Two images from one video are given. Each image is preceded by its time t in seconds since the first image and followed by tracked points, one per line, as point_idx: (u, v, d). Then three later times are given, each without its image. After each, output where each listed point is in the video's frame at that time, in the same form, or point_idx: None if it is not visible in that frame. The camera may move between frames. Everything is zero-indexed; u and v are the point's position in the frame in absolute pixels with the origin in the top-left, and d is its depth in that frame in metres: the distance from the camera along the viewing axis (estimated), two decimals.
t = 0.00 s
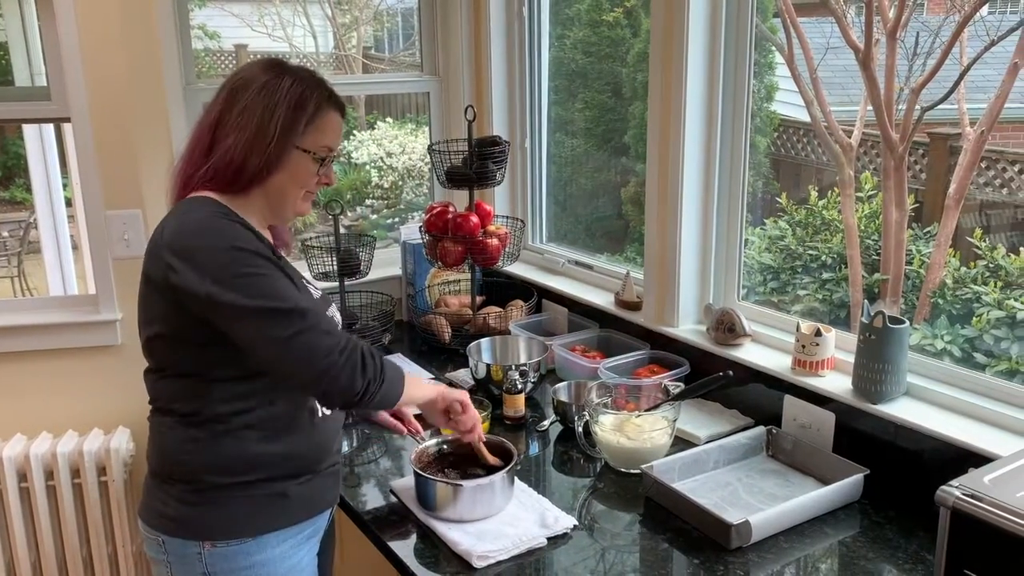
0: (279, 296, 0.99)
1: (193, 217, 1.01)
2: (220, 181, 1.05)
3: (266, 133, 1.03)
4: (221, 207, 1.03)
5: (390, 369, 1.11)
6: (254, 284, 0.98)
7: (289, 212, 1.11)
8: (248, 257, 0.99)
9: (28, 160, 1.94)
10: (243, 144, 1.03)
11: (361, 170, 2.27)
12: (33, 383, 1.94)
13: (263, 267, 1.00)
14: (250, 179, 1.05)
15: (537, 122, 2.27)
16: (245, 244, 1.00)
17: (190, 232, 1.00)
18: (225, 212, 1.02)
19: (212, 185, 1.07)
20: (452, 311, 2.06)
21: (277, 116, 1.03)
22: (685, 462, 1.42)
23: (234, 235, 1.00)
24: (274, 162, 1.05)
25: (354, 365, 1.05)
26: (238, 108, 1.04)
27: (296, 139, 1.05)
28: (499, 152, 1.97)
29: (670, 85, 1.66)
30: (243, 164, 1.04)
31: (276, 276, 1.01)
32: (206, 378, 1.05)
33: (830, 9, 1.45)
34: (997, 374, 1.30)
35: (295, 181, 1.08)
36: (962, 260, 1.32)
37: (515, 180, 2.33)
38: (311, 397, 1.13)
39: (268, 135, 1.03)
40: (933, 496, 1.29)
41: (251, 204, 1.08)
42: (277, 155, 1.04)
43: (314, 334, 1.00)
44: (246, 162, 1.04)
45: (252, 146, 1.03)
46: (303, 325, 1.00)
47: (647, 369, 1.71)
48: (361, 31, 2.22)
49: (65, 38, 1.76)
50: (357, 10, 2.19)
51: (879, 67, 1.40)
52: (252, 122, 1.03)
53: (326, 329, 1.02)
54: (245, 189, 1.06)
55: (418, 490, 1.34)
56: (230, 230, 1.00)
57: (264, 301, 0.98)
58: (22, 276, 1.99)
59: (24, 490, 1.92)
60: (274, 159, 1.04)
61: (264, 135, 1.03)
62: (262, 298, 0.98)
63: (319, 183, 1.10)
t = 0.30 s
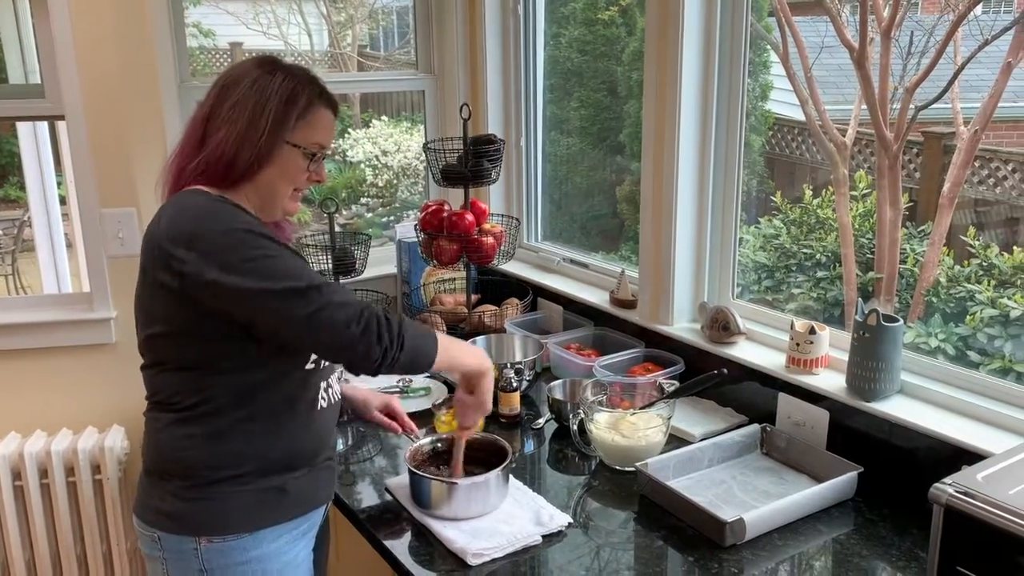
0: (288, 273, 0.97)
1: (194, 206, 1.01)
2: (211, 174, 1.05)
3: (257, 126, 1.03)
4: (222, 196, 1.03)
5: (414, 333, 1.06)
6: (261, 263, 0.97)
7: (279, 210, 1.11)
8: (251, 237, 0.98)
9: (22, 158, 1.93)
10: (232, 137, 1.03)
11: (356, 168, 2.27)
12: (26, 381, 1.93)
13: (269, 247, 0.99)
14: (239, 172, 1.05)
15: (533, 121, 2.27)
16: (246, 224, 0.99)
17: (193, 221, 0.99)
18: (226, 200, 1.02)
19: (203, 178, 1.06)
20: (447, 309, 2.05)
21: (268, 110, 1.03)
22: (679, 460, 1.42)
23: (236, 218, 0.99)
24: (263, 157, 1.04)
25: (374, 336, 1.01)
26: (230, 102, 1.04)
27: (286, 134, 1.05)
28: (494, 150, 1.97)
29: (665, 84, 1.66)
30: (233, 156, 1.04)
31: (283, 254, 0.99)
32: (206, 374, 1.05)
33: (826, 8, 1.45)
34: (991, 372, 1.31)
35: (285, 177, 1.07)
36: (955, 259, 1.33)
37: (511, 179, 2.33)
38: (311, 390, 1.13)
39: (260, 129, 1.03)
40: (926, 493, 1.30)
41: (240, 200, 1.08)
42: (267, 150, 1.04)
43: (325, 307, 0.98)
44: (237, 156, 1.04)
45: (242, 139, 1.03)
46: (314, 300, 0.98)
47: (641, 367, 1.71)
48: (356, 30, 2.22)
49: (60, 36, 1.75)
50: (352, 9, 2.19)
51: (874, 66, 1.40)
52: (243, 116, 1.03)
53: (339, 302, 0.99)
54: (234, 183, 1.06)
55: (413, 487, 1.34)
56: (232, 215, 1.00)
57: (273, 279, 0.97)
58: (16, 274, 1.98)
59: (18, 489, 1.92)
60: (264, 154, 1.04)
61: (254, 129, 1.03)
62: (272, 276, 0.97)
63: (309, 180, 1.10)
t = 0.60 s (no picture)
0: (225, 347, 0.97)
1: (192, 217, 1.00)
2: (213, 170, 1.05)
3: (257, 121, 1.03)
4: (230, 219, 1.02)
5: (304, 430, 1.04)
6: (212, 317, 0.96)
7: (281, 205, 1.11)
8: (230, 292, 0.97)
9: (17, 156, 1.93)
10: (233, 133, 1.03)
11: (352, 166, 2.27)
12: (22, 379, 1.93)
13: (231, 304, 0.97)
14: (241, 168, 1.05)
15: (529, 119, 2.27)
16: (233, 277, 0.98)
17: (181, 232, 0.99)
18: (229, 229, 1.00)
19: (205, 176, 1.06)
20: (444, 307, 2.06)
21: (268, 104, 1.03)
22: (675, 457, 1.42)
23: (222, 263, 0.98)
24: (265, 152, 1.04)
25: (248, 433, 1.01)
26: (230, 98, 1.03)
27: (286, 128, 1.04)
28: (491, 147, 1.97)
29: (661, 81, 1.66)
30: (234, 153, 1.04)
31: (240, 316, 0.98)
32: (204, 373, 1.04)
33: (822, 7, 1.46)
34: (987, 369, 1.31)
35: (287, 171, 1.07)
36: (952, 256, 1.33)
37: (507, 177, 2.33)
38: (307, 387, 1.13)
39: (260, 124, 1.03)
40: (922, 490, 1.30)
41: (242, 197, 1.08)
42: (269, 145, 1.04)
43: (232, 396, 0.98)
44: (238, 152, 1.04)
45: (243, 134, 1.03)
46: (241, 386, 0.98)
47: (638, 365, 1.71)
48: (353, 27, 2.21)
49: (55, 33, 1.75)
50: (349, 7, 2.19)
51: (870, 63, 1.40)
52: (243, 111, 1.03)
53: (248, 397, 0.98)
54: (236, 180, 1.06)
55: (409, 485, 1.34)
56: (220, 253, 0.98)
57: (224, 347, 0.97)
58: (12, 272, 1.98)
59: (14, 487, 1.91)
60: (265, 149, 1.04)
61: (255, 123, 1.03)
62: (222, 345, 0.97)
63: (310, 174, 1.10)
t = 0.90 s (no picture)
0: (170, 376, 0.96)
1: (169, 232, 0.98)
2: (209, 169, 1.05)
3: (253, 119, 1.02)
4: (210, 238, 0.99)
5: (239, 449, 1.02)
6: (163, 345, 0.95)
7: (279, 204, 1.10)
8: (189, 322, 0.96)
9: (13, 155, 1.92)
10: (229, 132, 1.03)
11: (350, 165, 2.26)
12: (19, 379, 1.92)
13: (188, 332, 0.96)
14: (238, 167, 1.05)
15: (527, 118, 2.27)
16: (196, 304, 0.96)
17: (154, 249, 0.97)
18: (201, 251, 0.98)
19: (202, 177, 1.06)
20: (441, 306, 2.06)
21: (265, 101, 1.03)
22: (672, 455, 1.42)
23: (187, 289, 0.96)
24: (262, 151, 1.04)
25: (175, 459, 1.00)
26: (226, 96, 1.03)
27: (283, 125, 1.04)
28: (487, 146, 1.97)
29: (658, 80, 1.66)
30: (231, 152, 1.03)
31: (197, 344, 0.97)
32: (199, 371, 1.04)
33: (818, 5, 1.46)
34: (984, 367, 1.31)
35: (284, 170, 1.07)
36: (948, 254, 1.33)
37: (505, 176, 2.33)
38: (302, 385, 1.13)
39: (256, 122, 1.03)
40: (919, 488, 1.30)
41: (239, 196, 1.08)
42: (266, 143, 1.04)
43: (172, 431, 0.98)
44: (234, 151, 1.03)
45: (240, 132, 1.02)
46: (181, 413, 0.97)
47: (635, 363, 1.71)
48: (350, 26, 2.21)
49: (50, 32, 1.74)
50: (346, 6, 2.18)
51: (867, 62, 1.41)
52: (239, 109, 1.02)
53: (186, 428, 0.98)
54: (233, 178, 1.06)
55: (406, 484, 1.34)
56: (185, 278, 0.96)
57: (173, 375, 0.96)
58: (9, 272, 1.98)
59: (11, 487, 1.91)
60: (261, 147, 1.04)
61: (251, 121, 1.02)
62: (170, 374, 0.96)
63: (308, 172, 1.10)
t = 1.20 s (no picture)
0: (175, 366, 0.95)
1: (165, 228, 0.97)
2: (204, 169, 1.05)
3: (248, 118, 1.02)
4: (204, 231, 0.99)
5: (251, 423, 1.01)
6: (166, 336, 0.94)
7: (274, 203, 1.10)
8: (191, 314, 0.95)
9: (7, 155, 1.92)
10: (224, 131, 1.02)
11: (346, 164, 2.26)
12: (14, 379, 1.92)
13: (190, 322, 0.95)
14: (233, 166, 1.04)
15: (523, 116, 2.27)
16: (196, 296, 0.96)
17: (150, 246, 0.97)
18: (197, 243, 0.97)
19: (197, 175, 1.06)
20: (438, 304, 2.06)
21: (260, 101, 1.02)
22: (669, 453, 1.42)
23: (186, 281, 0.95)
24: (257, 150, 1.04)
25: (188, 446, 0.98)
26: (222, 95, 1.03)
27: (279, 125, 1.04)
28: (484, 145, 1.97)
29: (654, 79, 1.66)
30: (226, 150, 1.03)
31: (199, 335, 0.96)
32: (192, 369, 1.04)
33: (814, 4, 1.46)
34: (980, 364, 1.31)
35: (280, 169, 1.07)
36: (945, 252, 1.33)
37: (501, 174, 2.33)
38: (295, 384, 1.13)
39: (251, 121, 1.02)
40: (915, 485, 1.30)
41: (234, 195, 1.08)
42: (261, 143, 1.03)
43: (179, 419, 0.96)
44: (230, 149, 1.03)
45: (235, 131, 1.02)
46: (189, 401, 0.96)
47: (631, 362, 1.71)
48: (346, 26, 2.21)
49: (45, 31, 1.74)
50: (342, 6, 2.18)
51: (863, 60, 1.41)
52: (234, 108, 1.02)
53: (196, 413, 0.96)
54: (228, 178, 1.06)
55: (402, 482, 1.34)
56: (182, 270, 0.96)
57: (179, 367, 0.95)
58: (4, 271, 1.97)
59: (7, 488, 1.91)
60: (256, 146, 1.03)
61: (247, 120, 1.02)
62: (174, 364, 0.95)
63: (303, 171, 1.09)
